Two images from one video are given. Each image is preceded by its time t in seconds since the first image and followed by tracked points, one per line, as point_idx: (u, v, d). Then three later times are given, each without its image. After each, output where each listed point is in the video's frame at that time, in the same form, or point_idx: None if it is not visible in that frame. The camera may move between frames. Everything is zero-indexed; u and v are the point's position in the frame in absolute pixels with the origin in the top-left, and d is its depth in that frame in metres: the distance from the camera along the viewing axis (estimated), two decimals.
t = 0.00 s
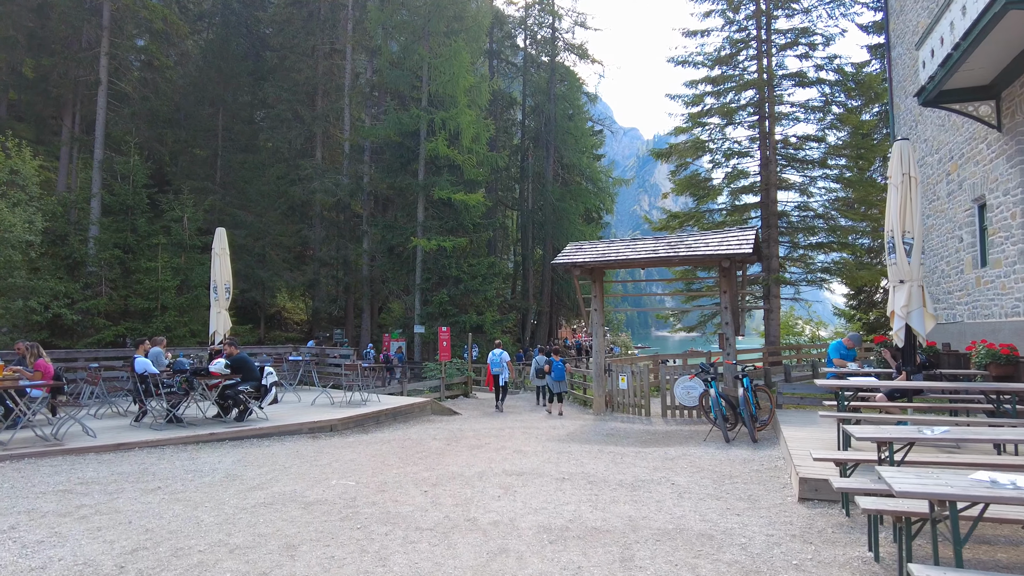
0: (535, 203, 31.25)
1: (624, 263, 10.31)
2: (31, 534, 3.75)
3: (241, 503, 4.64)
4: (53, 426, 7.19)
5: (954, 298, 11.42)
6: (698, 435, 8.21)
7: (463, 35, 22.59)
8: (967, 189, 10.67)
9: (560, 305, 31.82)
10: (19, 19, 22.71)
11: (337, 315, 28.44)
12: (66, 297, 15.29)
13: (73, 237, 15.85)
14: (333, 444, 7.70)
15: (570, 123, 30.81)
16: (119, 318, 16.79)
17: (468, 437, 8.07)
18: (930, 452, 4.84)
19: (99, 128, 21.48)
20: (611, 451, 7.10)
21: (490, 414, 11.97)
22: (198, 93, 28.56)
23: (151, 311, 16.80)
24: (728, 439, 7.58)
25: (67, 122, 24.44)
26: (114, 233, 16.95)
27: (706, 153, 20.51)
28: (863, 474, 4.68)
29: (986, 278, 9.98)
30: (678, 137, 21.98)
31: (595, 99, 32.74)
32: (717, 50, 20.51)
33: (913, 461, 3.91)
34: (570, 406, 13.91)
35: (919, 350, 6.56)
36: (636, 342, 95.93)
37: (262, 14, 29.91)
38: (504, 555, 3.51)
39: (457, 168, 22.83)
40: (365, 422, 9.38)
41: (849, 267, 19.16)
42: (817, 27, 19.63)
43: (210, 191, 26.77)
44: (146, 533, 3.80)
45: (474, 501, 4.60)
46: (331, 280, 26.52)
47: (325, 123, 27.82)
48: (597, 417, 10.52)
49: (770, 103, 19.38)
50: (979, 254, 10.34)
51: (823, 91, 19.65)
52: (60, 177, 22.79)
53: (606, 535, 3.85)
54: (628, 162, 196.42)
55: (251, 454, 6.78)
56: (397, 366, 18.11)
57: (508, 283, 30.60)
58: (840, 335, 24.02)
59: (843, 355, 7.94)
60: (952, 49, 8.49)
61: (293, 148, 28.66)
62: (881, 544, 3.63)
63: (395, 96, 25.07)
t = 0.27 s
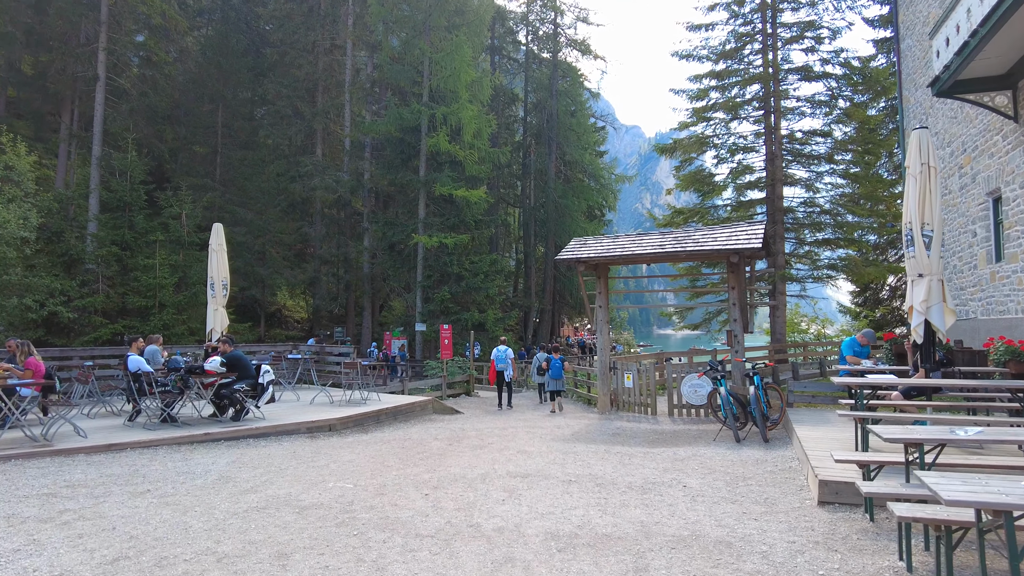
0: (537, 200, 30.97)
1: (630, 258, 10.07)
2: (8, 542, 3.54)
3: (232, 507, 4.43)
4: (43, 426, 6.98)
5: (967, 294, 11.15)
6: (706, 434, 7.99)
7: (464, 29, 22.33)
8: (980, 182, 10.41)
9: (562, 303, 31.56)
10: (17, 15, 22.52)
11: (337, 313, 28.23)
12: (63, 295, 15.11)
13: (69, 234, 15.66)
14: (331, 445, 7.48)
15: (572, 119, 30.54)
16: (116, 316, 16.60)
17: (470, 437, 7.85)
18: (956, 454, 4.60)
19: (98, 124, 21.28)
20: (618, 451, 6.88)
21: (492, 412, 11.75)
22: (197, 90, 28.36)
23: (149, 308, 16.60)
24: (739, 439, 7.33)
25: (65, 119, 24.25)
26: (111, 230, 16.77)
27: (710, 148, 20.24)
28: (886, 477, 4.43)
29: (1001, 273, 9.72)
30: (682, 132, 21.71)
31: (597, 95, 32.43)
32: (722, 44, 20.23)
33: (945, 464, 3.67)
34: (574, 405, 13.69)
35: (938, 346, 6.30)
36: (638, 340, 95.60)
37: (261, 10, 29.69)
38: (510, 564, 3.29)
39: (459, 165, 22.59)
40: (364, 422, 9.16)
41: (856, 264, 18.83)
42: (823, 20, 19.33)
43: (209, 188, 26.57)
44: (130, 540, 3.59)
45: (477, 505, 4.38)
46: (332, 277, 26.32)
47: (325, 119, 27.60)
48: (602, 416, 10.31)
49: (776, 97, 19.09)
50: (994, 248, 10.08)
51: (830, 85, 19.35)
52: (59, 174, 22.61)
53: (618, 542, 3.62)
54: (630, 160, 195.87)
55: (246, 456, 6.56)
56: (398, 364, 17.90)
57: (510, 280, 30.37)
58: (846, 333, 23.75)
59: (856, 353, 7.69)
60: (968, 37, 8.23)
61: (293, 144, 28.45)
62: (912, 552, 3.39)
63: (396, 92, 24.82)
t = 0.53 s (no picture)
0: (540, 197, 30.69)
1: (637, 255, 9.83)
2: None
3: (226, 515, 4.22)
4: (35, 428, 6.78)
5: (981, 291, 10.89)
6: (717, 435, 7.76)
7: (466, 24, 22.07)
8: (996, 176, 10.15)
9: (564, 300, 31.32)
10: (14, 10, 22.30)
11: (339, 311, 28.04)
12: (60, 293, 14.91)
13: (66, 231, 15.45)
14: (332, 447, 7.27)
15: (575, 115, 30.23)
16: (115, 314, 16.40)
17: (475, 438, 7.63)
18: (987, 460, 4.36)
19: (96, 120, 21.07)
20: (627, 454, 6.66)
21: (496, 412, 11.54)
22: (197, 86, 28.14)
23: (147, 307, 16.40)
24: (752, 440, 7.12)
25: (64, 115, 24.04)
26: (109, 228, 16.56)
27: (715, 143, 19.97)
28: (915, 484, 4.19)
29: (1017, 269, 9.47)
30: (686, 128, 21.42)
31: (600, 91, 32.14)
32: (727, 38, 19.93)
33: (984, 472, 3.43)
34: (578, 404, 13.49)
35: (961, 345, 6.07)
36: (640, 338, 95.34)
37: (261, 5, 29.44)
38: None
39: (460, 161, 22.35)
40: (366, 423, 8.95)
41: (862, 259, 18.42)
42: (830, 13, 19.02)
43: (209, 185, 26.36)
44: (116, 554, 3.38)
45: (484, 514, 4.16)
46: (333, 275, 26.12)
47: (326, 115, 27.34)
48: (608, 416, 10.09)
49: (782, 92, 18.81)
50: (1010, 244, 9.81)
51: (836, 79, 19.05)
52: (57, 171, 22.41)
53: (635, 556, 3.40)
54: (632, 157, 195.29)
55: (243, 459, 6.35)
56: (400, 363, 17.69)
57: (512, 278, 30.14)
58: (852, 330, 23.49)
59: (872, 352, 7.44)
60: (988, 25, 7.93)
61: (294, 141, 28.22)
62: (953, 569, 3.15)
63: (397, 87, 24.56)
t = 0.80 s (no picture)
0: (543, 193, 30.42)
1: (646, 250, 9.59)
2: None
3: (222, 520, 4.03)
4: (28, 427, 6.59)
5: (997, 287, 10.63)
6: (729, 435, 7.54)
7: (469, 17, 21.82)
8: (1013, 169, 9.88)
9: (567, 297, 31.09)
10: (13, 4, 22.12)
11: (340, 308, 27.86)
12: (58, 289, 14.75)
13: (64, 227, 15.28)
14: (334, 447, 7.08)
15: (578, 111, 29.96)
16: (114, 311, 16.23)
17: (480, 438, 7.43)
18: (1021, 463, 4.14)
19: (96, 115, 20.90)
20: (638, 454, 6.45)
21: (500, 410, 11.34)
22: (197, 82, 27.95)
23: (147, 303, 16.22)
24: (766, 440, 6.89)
25: (63, 111, 23.87)
26: (108, 223, 16.38)
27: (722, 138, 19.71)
28: (946, 488, 3.97)
29: None
30: (692, 122, 21.16)
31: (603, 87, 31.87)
32: (734, 32, 19.64)
33: None
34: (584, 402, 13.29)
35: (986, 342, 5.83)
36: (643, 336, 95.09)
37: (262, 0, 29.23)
38: None
39: (463, 156, 22.13)
40: (368, 421, 8.76)
41: (869, 256, 18.04)
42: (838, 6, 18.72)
43: (210, 181, 26.19)
44: (103, 563, 3.18)
45: (493, 519, 3.96)
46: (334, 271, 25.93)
47: (327, 111, 27.13)
48: (615, 414, 9.89)
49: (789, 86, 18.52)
50: None
51: (844, 74, 18.74)
52: (56, 167, 22.25)
53: (655, 566, 3.20)
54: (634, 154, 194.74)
55: (241, 459, 6.15)
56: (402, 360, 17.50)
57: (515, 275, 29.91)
58: (858, 328, 23.22)
59: (889, 349, 7.21)
60: (1010, 12, 7.56)
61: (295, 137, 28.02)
62: None
63: (399, 82, 24.32)
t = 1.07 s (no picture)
0: (545, 191, 30.20)
1: (654, 248, 9.38)
2: None
3: (217, 531, 3.82)
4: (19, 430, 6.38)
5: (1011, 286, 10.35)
6: (741, 438, 7.33)
7: (471, 14, 21.61)
8: None
9: (569, 296, 30.88)
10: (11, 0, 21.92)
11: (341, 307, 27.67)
12: (55, 288, 14.56)
13: (61, 225, 15.08)
14: (335, 450, 6.88)
15: (580, 108, 29.73)
16: (112, 310, 16.05)
17: (485, 441, 7.23)
18: None
19: (94, 112, 20.70)
20: (648, 459, 6.25)
21: (503, 411, 11.14)
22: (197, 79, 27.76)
23: (145, 302, 16.03)
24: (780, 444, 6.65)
25: (62, 108, 23.68)
26: (106, 221, 16.19)
27: (727, 135, 19.48)
28: (981, 500, 3.76)
29: None
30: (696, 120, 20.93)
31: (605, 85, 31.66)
32: (739, 28, 19.42)
33: None
34: (587, 402, 13.10)
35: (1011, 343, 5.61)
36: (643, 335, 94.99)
37: None
38: None
39: (465, 154, 21.93)
40: (369, 423, 8.56)
41: (876, 255, 17.86)
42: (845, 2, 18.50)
43: (210, 178, 25.99)
44: None
45: (503, 531, 3.77)
46: (335, 270, 25.75)
47: (328, 108, 26.93)
48: (621, 416, 9.68)
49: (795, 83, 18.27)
50: None
51: (851, 70, 18.54)
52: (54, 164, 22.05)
53: None
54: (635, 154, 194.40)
55: (239, 464, 5.96)
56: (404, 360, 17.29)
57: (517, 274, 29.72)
58: (863, 327, 23.00)
59: (906, 350, 7.00)
60: None
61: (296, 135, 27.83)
62: None
63: (400, 79, 24.13)
